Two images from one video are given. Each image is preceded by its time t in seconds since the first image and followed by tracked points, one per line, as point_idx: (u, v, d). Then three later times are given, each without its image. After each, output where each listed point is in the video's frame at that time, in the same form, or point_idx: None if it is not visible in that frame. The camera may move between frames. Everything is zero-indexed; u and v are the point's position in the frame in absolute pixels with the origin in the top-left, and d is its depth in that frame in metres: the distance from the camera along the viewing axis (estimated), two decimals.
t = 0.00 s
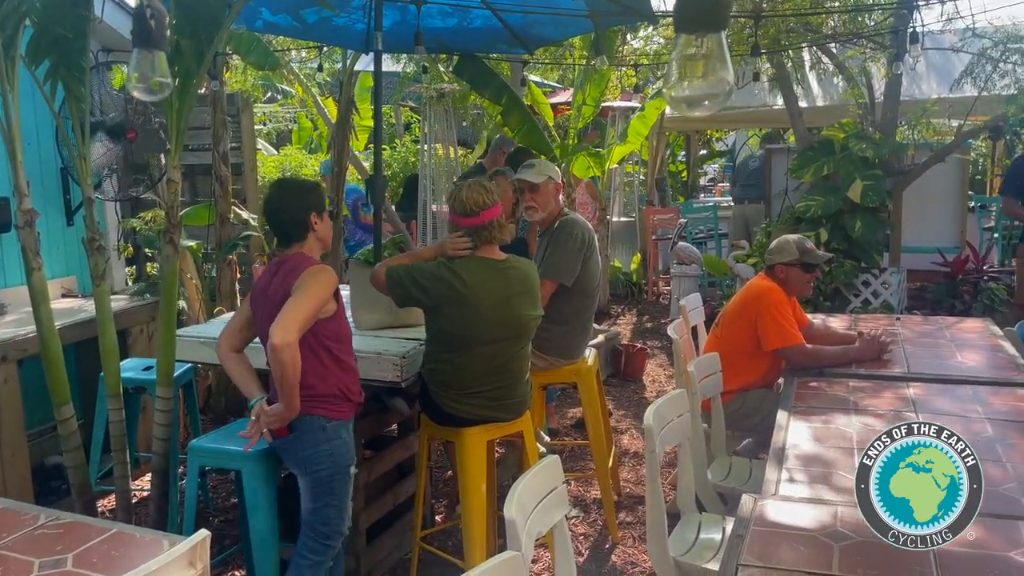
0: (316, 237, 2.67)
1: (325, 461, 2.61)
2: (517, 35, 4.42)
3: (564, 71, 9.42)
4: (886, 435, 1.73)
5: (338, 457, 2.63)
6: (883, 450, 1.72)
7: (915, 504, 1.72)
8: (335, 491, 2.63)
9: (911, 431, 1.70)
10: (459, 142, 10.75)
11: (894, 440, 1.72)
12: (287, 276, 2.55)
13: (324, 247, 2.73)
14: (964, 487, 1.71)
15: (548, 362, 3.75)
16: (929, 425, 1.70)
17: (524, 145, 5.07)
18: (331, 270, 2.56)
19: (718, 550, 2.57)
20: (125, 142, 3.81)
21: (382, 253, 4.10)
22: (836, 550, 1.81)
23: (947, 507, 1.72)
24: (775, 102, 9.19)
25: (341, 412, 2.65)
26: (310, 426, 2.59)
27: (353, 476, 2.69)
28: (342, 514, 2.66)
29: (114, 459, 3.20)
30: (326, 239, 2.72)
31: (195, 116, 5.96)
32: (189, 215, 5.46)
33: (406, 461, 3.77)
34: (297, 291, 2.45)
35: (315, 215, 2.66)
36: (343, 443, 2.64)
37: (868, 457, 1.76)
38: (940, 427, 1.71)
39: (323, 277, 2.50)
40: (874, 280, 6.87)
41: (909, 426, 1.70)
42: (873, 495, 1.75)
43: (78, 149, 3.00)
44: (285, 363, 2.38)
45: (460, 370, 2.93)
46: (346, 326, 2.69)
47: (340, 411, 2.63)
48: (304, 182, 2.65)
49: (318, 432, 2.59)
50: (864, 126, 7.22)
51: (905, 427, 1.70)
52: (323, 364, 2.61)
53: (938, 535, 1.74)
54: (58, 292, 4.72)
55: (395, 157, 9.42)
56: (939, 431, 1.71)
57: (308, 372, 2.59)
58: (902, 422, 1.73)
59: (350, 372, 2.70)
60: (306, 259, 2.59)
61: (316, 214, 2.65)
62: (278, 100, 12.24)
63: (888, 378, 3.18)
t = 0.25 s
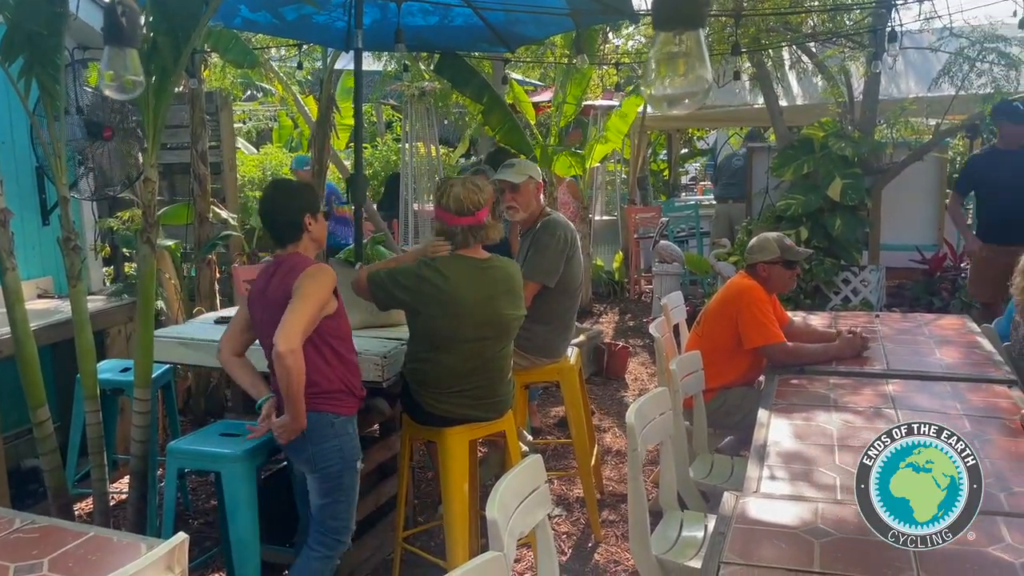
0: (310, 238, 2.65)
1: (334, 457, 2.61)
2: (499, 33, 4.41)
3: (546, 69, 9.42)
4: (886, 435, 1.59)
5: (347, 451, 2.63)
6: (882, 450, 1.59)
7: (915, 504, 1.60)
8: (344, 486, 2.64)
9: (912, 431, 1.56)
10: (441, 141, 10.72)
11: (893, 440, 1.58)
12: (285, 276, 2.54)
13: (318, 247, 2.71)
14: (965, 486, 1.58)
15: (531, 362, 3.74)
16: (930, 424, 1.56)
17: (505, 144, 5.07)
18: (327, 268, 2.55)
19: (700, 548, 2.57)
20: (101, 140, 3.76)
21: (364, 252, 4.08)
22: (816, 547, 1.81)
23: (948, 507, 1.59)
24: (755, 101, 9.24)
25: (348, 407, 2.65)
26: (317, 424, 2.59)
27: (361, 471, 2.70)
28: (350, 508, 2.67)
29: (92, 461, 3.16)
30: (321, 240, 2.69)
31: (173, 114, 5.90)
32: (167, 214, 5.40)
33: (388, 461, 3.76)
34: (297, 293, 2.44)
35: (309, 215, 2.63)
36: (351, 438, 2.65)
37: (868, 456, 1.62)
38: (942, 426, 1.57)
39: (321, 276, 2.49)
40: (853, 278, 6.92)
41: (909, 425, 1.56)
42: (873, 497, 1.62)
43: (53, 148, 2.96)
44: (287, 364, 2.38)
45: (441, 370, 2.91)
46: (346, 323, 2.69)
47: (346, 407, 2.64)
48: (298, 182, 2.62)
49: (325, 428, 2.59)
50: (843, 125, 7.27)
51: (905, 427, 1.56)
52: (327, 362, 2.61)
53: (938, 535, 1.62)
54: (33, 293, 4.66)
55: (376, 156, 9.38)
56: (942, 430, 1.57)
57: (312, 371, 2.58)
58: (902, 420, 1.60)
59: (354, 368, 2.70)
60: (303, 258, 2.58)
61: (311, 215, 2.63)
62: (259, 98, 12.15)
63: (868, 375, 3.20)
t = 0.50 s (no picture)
0: (301, 238, 2.64)
1: (324, 455, 2.59)
2: (480, 31, 4.40)
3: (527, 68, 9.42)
4: (885, 435, 1.61)
5: (337, 448, 2.61)
6: (882, 450, 1.61)
7: (915, 503, 1.61)
8: (340, 482, 2.63)
9: (912, 431, 1.58)
10: (422, 139, 10.70)
11: (894, 440, 1.60)
12: (273, 272, 2.52)
13: (310, 247, 2.69)
14: (964, 486, 1.60)
15: (514, 361, 3.73)
16: (929, 424, 1.58)
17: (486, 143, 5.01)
18: (317, 263, 2.54)
19: (682, 545, 2.58)
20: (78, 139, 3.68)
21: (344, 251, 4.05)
22: (797, 544, 1.82)
23: (948, 506, 1.61)
24: (735, 99, 9.28)
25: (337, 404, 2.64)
26: (306, 420, 2.57)
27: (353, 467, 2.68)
28: (353, 501, 2.67)
29: (68, 464, 3.12)
30: (311, 239, 2.68)
31: (151, 112, 5.84)
32: (145, 213, 5.34)
33: (369, 462, 3.74)
34: (285, 284, 2.43)
35: (299, 215, 2.61)
36: (339, 434, 2.63)
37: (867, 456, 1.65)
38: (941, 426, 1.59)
39: (311, 269, 2.48)
40: (832, 276, 6.98)
41: (909, 425, 1.58)
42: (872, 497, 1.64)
43: (26, 146, 2.91)
44: (276, 358, 2.37)
45: (422, 370, 2.90)
46: (334, 319, 2.67)
47: (332, 404, 2.61)
48: (288, 182, 2.61)
49: (313, 425, 2.57)
50: (822, 123, 7.33)
51: (904, 427, 1.58)
52: (314, 357, 2.59)
53: (938, 535, 1.63)
54: (8, 294, 4.59)
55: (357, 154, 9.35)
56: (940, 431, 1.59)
57: (300, 366, 2.56)
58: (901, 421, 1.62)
59: (342, 364, 2.69)
60: (293, 252, 2.57)
61: (301, 214, 2.62)
62: (238, 96, 12.06)
63: (847, 372, 3.22)
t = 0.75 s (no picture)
0: (271, 241, 2.62)
1: (309, 454, 2.57)
2: (455, 29, 4.38)
3: (504, 65, 9.40)
4: (885, 436, 1.81)
5: (322, 447, 2.60)
6: (883, 450, 1.80)
7: (915, 504, 1.77)
8: (332, 477, 2.62)
9: (911, 430, 1.77)
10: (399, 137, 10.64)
11: (894, 440, 1.79)
12: (245, 273, 2.50)
13: (284, 249, 2.67)
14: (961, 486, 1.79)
15: (492, 360, 3.72)
16: (928, 425, 1.79)
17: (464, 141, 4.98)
18: (290, 264, 2.51)
19: (660, 542, 2.59)
20: (48, 137, 3.53)
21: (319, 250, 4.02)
22: (774, 539, 1.83)
23: (946, 507, 1.79)
24: (710, 98, 9.33)
25: (315, 404, 2.62)
26: (286, 423, 2.55)
27: (342, 462, 2.67)
28: (349, 496, 2.67)
29: (39, 467, 3.07)
30: (286, 242, 2.66)
31: (122, 110, 5.75)
32: (117, 212, 5.27)
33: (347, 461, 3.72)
34: (257, 287, 2.40)
35: (269, 219, 2.59)
36: (322, 433, 2.61)
37: (868, 458, 1.85)
38: (940, 425, 1.80)
39: (283, 271, 2.45)
40: (807, 272, 7.04)
41: (911, 424, 1.78)
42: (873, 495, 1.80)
43: None
44: (249, 360, 2.34)
45: (400, 369, 2.88)
46: (307, 320, 2.65)
47: (310, 404, 2.59)
48: (261, 184, 2.59)
49: (293, 427, 2.55)
50: (797, 121, 7.39)
51: (906, 426, 1.78)
52: (289, 359, 2.57)
53: (938, 535, 1.77)
54: None
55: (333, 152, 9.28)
56: (938, 432, 1.81)
57: (274, 367, 2.54)
58: (901, 425, 1.83)
59: (317, 364, 2.67)
60: (266, 254, 2.54)
61: (270, 218, 2.59)
62: (211, 93, 11.93)
63: (822, 368, 3.25)
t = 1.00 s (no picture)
0: (234, 241, 2.58)
1: (285, 454, 2.55)
2: (428, 26, 4.36)
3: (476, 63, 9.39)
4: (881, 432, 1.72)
5: (298, 447, 2.57)
6: (883, 449, 1.70)
7: (915, 504, 1.70)
8: (307, 478, 2.59)
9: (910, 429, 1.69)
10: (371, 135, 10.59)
11: (894, 439, 1.70)
12: (212, 277, 2.47)
13: (248, 249, 2.63)
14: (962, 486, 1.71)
15: (467, 359, 3.71)
16: (929, 424, 1.70)
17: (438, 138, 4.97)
18: (257, 266, 2.48)
19: (634, 538, 2.59)
20: (10, 135, 3.48)
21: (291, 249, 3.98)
22: (746, 535, 1.85)
23: (946, 507, 1.72)
24: (682, 96, 9.39)
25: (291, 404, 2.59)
26: (261, 426, 2.52)
27: (319, 462, 2.64)
28: (325, 495, 2.64)
29: (4, 472, 3.01)
30: (249, 242, 2.62)
31: (88, 107, 5.65)
32: (83, 211, 5.18)
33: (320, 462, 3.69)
34: (225, 293, 2.37)
35: (229, 219, 2.55)
36: (298, 433, 2.59)
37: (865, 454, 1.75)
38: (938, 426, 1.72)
39: (250, 273, 2.42)
40: (778, 269, 7.11)
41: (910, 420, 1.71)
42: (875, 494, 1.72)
43: None
44: (222, 366, 2.32)
45: (372, 367, 2.86)
46: (278, 320, 2.61)
47: (288, 404, 2.57)
48: (222, 184, 2.55)
49: (269, 429, 2.53)
50: (767, 119, 7.46)
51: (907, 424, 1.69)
52: (263, 360, 2.54)
53: (938, 535, 1.72)
54: None
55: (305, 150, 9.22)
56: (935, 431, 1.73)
57: (247, 371, 2.51)
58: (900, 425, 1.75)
59: (290, 363, 2.64)
60: (232, 257, 2.50)
61: (228, 218, 2.55)
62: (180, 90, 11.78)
63: (793, 363, 3.29)
